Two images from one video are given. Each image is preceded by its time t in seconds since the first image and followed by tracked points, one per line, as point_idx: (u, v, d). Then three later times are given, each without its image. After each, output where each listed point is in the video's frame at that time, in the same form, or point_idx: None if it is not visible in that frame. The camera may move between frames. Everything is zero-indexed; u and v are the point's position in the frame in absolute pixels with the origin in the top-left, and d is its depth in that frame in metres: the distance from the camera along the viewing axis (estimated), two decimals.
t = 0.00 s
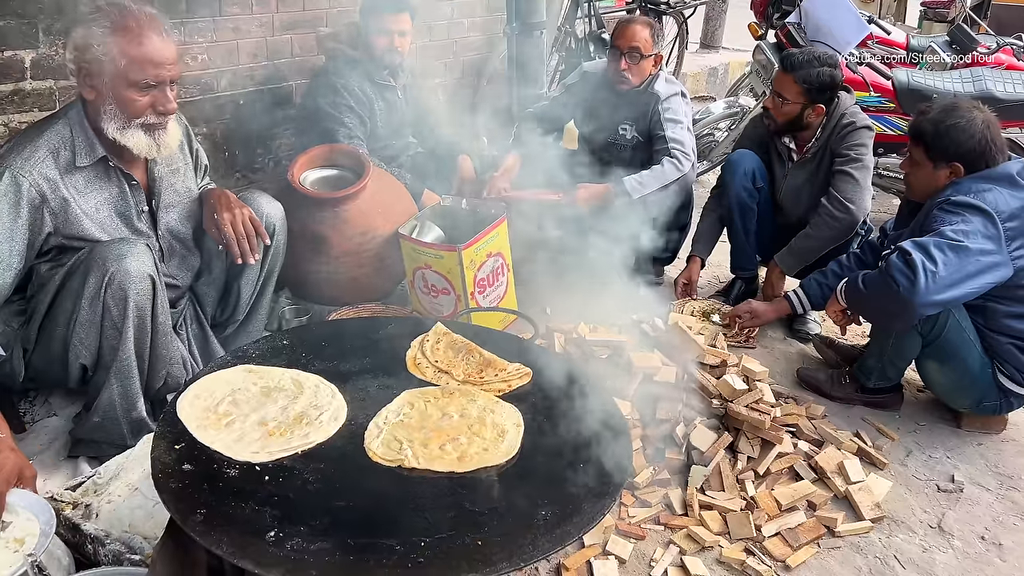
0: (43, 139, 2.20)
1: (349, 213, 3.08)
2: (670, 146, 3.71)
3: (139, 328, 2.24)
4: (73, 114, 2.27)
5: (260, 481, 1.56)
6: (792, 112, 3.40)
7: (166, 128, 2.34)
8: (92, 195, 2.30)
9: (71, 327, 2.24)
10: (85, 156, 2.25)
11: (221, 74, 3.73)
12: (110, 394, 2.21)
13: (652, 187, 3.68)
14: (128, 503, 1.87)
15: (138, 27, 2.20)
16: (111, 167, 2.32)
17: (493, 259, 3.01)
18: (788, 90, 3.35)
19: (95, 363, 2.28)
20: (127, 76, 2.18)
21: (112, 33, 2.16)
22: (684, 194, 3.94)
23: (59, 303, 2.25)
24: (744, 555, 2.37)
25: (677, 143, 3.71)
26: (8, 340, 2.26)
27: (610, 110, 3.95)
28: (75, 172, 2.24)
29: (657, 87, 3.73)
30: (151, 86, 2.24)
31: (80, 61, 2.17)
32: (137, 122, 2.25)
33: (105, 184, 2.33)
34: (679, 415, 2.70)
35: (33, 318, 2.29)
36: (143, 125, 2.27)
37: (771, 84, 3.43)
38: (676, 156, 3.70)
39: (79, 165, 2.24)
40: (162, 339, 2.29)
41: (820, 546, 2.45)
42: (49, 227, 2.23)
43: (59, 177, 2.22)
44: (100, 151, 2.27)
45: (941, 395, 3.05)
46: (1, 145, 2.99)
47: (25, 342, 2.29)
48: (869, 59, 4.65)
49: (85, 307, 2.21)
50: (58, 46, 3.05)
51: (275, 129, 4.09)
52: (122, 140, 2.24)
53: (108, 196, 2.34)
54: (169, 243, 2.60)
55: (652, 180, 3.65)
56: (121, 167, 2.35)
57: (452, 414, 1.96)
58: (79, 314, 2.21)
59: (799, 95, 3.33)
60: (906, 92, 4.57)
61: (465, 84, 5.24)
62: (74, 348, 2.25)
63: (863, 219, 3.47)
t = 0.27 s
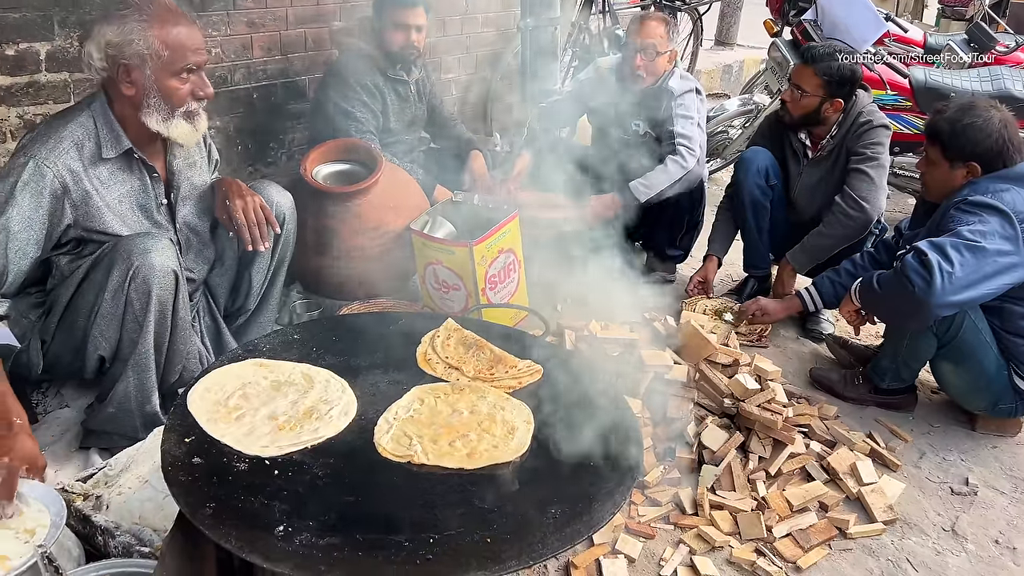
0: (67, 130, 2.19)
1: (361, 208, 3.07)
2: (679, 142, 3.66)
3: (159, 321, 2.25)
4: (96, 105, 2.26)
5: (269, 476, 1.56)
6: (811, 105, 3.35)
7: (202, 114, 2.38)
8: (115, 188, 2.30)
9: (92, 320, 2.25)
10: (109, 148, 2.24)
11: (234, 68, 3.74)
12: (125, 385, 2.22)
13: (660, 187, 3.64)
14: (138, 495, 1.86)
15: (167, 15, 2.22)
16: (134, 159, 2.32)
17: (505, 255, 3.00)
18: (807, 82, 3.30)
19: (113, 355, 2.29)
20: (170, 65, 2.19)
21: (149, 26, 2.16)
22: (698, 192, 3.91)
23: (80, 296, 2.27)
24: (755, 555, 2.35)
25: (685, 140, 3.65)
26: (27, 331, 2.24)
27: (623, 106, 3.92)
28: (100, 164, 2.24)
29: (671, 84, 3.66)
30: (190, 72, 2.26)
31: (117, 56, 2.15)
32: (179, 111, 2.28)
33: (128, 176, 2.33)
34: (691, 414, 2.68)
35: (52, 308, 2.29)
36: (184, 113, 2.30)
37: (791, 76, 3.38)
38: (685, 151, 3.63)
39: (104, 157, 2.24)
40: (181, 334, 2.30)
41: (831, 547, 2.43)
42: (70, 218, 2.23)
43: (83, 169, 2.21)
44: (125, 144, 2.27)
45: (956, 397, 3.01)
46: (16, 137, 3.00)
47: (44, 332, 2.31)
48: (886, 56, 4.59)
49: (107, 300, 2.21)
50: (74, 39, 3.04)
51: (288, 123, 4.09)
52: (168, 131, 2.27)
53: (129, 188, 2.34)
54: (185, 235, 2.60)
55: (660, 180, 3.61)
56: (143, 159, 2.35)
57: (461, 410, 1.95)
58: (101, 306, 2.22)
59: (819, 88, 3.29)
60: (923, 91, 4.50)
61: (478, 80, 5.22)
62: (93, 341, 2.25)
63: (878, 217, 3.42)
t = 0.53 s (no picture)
0: (90, 124, 2.17)
1: (376, 204, 3.07)
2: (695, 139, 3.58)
3: (178, 317, 2.25)
4: (119, 99, 2.24)
5: (280, 471, 1.56)
6: (834, 104, 3.30)
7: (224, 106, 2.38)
8: (137, 182, 2.29)
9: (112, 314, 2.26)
10: (133, 143, 2.24)
11: (251, 63, 3.75)
12: (142, 379, 2.23)
13: (677, 185, 3.62)
14: (151, 489, 1.87)
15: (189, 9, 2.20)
16: (156, 154, 2.32)
17: (519, 253, 2.99)
18: (830, 82, 3.25)
19: (131, 350, 2.29)
20: (199, 60, 2.19)
21: (176, 21, 2.14)
22: (715, 191, 3.87)
23: (102, 290, 2.28)
24: (768, 559, 2.32)
25: (700, 138, 3.57)
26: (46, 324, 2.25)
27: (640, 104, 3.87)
28: (123, 159, 2.23)
29: (686, 82, 3.68)
30: (216, 66, 2.25)
31: (145, 54, 2.13)
32: (205, 105, 2.28)
33: (151, 170, 2.32)
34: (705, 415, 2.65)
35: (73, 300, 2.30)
36: (211, 106, 2.30)
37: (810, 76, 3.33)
38: (701, 146, 3.56)
39: (127, 151, 2.23)
40: (199, 330, 2.31)
41: (846, 552, 2.39)
42: (93, 213, 2.22)
43: (108, 164, 2.20)
44: (148, 139, 2.26)
45: (974, 402, 2.96)
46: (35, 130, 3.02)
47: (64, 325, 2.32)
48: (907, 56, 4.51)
49: (128, 294, 2.21)
50: (92, 32, 3.05)
51: (305, 118, 4.09)
52: (194, 126, 2.27)
53: (151, 183, 2.33)
54: (204, 230, 2.60)
55: (677, 179, 3.59)
56: (164, 153, 2.34)
57: (474, 408, 1.93)
58: (122, 300, 2.22)
59: (841, 87, 3.24)
60: (944, 91, 4.40)
61: (494, 77, 5.20)
62: (113, 335, 2.26)
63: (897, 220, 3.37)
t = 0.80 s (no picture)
0: (112, 120, 2.18)
1: (393, 200, 3.06)
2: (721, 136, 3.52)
3: (191, 311, 2.26)
4: (142, 96, 2.25)
5: (293, 468, 1.55)
6: (854, 112, 3.25)
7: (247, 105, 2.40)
8: (157, 178, 2.30)
9: (126, 307, 2.27)
10: (154, 140, 2.24)
11: (270, 59, 3.76)
12: (155, 373, 2.24)
13: (707, 180, 3.58)
14: (165, 482, 1.87)
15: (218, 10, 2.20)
16: (178, 151, 2.32)
17: (535, 252, 2.97)
18: (851, 87, 3.19)
19: (144, 343, 2.30)
20: (235, 62, 2.20)
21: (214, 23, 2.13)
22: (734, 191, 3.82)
23: (116, 283, 2.28)
24: (783, 564, 2.29)
25: (726, 132, 3.52)
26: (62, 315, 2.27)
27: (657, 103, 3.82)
28: (144, 156, 2.24)
29: (703, 82, 3.63)
30: (248, 66, 2.27)
31: (182, 56, 2.13)
32: (236, 104, 2.30)
33: (171, 167, 2.33)
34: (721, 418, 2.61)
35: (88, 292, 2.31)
36: (240, 105, 2.32)
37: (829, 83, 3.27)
38: (729, 141, 3.50)
39: (148, 148, 2.23)
40: (212, 325, 2.33)
41: (863, 559, 2.35)
42: (113, 207, 2.23)
43: (129, 159, 2.21)
44: (169, 136, 2.27)
45: (997, 410, 2.90)
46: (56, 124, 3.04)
47: (79, 318, 2.34)
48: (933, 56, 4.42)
49: (141, 288, 2.23)
50: (113, 27, 3.07)
51: (323, 114, 4.10)
52: (224, 125, 2.28)
53: (170, 179, 2.33)
54: (223, 227, 2.60)
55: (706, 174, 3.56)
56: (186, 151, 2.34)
57: (487, 407, 1.92)
58: (136, 293, 2.24)
59: (864, 92, 3.18)
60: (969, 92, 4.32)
61: (513, 74, 5.18)
62: (126, 327, 2.27)
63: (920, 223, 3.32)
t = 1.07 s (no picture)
0: (148, 112, 2.19)
1: (412, 196, 3.06)
2: (741, 134, 3.48)
3: (211, 306, 2.27)
4: (179, 90, 2.26)
5: (307, 464, 1.55)
6: (886, 105, 3.17)
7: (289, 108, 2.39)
8: (187, 173, 2.31)
9: (146, 301, 2.28)
10: (189, 135, 2.25)
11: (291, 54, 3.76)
12: (173, 367, 2.26)
13: (732, 177, 3.52)
14: (181, 476, 1.88)
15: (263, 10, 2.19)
16: (210, 147, 2.33)
17: (554, 250, 2.95)
18: (882, 79, 3.13)
19: (163, 337, 2.31)
20: (270, 61, 2.19)
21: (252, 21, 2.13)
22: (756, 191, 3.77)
23: (138, 275, 2.30)
24: (800, 569, 2.25)
25: (746, 131, 3.48)
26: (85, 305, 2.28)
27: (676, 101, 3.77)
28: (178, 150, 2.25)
29: (721, 81, 3.60)
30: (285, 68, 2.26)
31: (219, 52, 2.13)
32: (272, 103, 2.28)
33: (202, 163, 2.33)
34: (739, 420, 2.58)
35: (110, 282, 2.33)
36: (276, 105, 2.30)
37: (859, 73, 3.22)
38: (750, 139, 3.46)
39: (183, 143, 2.25)
40: (231, 322, 2.33)
41: (882, 566, 2.31)
42: (143, 199, 2.24)
43: (161, 152, 2.22)
44: (204, 132, 2.28)
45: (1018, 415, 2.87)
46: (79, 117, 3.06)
47: (102, 308, 2.35)
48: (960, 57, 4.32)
49: (162, 282, 2.24)
50: (136, 21, 3.08)
51: (343, 110, 4.10)
52: (258, 123, 2.27)
53: (200, 174, 2.34)
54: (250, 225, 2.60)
55: (730, 170, 3.49)
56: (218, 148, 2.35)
57: (503, 406, 1.91)
58: (156, 287, 2.25)
59: (897, 84, 3.12)
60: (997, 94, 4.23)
61: (533, 71, 5.15)
62: (146, 321, 2.29)
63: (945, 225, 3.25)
